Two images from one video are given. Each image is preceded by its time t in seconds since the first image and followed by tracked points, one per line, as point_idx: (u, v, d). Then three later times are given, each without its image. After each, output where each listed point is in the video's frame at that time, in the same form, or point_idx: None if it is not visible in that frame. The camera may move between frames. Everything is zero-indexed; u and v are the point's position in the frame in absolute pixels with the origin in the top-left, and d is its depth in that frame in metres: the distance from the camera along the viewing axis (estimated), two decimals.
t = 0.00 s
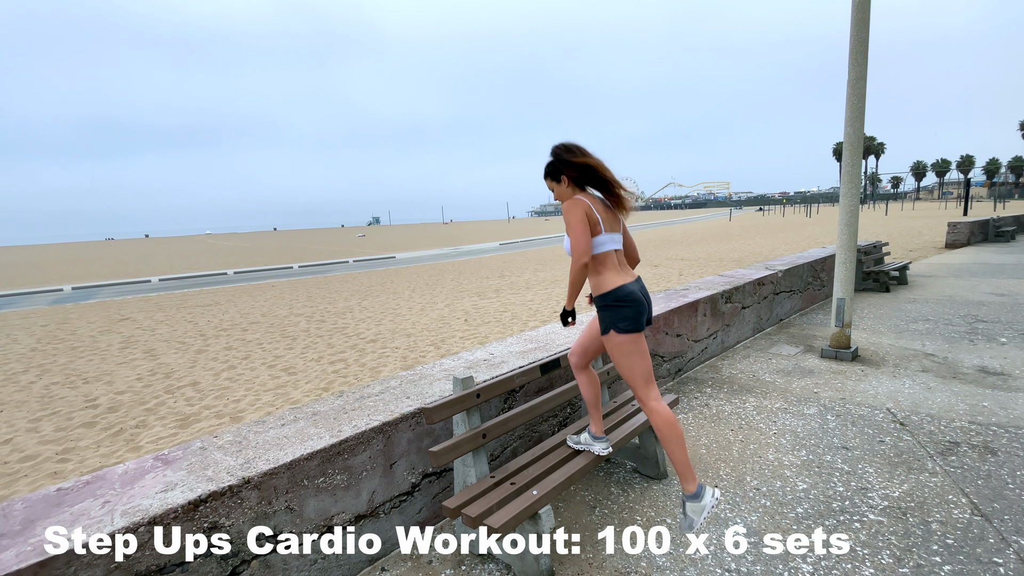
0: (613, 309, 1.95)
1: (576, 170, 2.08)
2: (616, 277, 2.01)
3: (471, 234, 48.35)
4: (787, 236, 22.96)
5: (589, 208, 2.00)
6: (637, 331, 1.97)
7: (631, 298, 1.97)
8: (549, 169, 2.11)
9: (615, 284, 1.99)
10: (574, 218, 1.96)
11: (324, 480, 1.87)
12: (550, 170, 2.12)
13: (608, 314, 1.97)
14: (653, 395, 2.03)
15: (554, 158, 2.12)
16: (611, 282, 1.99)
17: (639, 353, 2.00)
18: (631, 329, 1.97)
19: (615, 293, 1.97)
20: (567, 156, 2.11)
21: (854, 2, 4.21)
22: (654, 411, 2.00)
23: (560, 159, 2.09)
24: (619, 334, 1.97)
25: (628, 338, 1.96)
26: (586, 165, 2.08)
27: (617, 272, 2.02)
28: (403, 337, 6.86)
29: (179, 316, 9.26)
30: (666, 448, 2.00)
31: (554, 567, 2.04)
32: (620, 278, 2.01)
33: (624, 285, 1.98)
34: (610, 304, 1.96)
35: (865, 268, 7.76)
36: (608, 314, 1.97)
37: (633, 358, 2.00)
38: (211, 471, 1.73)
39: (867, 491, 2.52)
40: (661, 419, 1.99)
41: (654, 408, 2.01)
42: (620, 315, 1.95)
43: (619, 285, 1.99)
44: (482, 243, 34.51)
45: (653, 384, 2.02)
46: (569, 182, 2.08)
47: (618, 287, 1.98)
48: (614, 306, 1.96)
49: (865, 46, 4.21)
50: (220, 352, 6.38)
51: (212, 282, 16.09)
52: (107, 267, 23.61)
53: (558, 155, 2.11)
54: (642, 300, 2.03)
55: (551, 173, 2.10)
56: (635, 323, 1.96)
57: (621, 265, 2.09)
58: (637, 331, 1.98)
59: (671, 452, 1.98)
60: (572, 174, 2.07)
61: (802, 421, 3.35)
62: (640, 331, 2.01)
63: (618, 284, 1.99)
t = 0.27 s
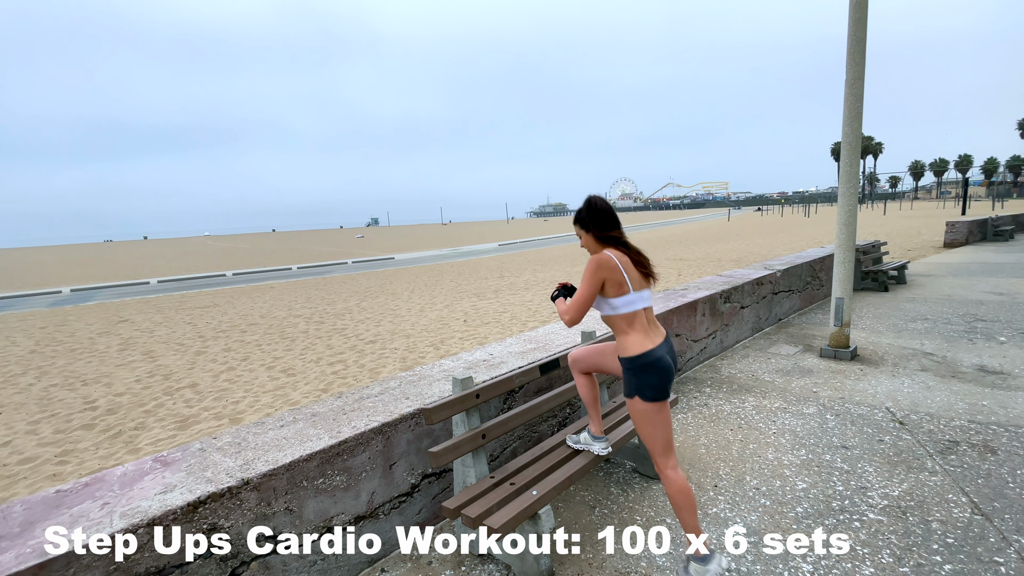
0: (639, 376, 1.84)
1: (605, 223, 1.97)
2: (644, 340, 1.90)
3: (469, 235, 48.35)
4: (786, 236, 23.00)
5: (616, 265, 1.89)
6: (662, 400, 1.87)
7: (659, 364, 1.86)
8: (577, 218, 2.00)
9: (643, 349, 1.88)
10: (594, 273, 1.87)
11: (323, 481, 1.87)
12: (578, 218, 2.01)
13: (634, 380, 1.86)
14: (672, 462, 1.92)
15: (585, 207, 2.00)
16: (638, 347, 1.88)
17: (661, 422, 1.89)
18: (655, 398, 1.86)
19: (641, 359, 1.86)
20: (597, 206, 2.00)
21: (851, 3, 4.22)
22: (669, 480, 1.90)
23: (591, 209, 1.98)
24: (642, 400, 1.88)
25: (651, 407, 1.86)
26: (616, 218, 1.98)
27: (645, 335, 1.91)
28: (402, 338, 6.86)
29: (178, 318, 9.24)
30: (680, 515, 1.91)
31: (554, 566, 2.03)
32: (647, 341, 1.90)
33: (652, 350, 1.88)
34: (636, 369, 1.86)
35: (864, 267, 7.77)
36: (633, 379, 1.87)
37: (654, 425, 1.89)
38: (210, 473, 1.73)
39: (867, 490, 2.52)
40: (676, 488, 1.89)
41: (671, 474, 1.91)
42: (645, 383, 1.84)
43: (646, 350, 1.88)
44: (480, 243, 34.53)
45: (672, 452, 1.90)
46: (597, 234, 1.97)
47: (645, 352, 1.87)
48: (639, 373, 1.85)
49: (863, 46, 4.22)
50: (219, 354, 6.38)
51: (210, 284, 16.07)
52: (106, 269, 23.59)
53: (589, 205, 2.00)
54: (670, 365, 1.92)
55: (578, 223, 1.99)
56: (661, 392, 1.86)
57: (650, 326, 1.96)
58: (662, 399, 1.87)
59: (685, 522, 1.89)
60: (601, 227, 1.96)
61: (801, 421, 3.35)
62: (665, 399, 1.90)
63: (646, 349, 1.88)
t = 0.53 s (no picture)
0: (654, 389, 1.84)
1: (632, 230, 1.95)
2: (661, 354, 1.90)
3: (467, 236, 48.33)
4: (784, 236, 23.04)
5: (640, 273, 1.88)
6: (673, 415, 1.87)
7: (674, 379, 1.86)
8: (602, 221, 1.98)
9: (660, 363, 1.88)
10: (617, 279, 1.85)
11: (321, 482, 1.87)
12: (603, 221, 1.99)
13: (648, 393, 1.86)
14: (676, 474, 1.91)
15: (612, 211, 1.98)
16: (655, 360, 1.88)
17: (670, 436, 1.89)
18: (667, 411, 1.87)
19: (658, 373, 1.86)
20: (624, 212, 1.98)
21: (847, 3, 4.24)
22: (676, 490, 1.90)
23: (618, 215, 1.96)
24: (654, 413, 1.87)
25: (662, 421, 1.86)
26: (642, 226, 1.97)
27: (663, 348, 1.91)
28: (400, 339, 6.86)
29: (175, 319, 9.21)
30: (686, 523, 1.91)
31: (552, 566, 2.03)
32: (664, 355, 1.90)
33: (669, 366, 1.87)
34: (652, 383, 1.85)
35: (861, 267, 7.80)
36: (648, 392, 1.86)
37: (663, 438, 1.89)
38: (208, 474, 1.72)
39: (864, 489, 2.53)
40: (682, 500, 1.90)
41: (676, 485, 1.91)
42: (659, 397, 1.85)
43: (663, 365, 1.88)
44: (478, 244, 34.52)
45: (678, 464, 1.90)
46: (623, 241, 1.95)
47: (662, 367, 1.87)
48: (655, 386, 1.85)
49: (859, 46, 4.23)
50: (216, 355, 6.36)
51: (207, 285, 16.03)
52: (102, 270, 23.50)
53: (616, 210, 1.98)
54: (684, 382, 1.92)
55: (602, 225, 1.97)
56: (673, 406, 1.87)
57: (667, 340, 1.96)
58: (673, 413, 1.88)
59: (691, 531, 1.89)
60: (627, 233, 1.95)
61: (798, 420, 3.37)
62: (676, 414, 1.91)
63: (663, 363, 1.88)
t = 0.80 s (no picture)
0: (642, 400, 1.83)
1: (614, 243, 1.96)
2: (653, 365, 1.87)
3: (466, 236, 48.34)
4: (781, 235, 23.10)
5: (622, 286, 1.89)
6: (661, 423, 1.87)
7: (664, 389, 1.85)
8: (585, 235, 1.99)
9: (651, 373, 1.85)
10: (600, 296, 1.88)
11: (320, 483, 1.87)
12: (587, 235, 2.00)
13: (637, 403, 1.85)
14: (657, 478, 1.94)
15: (594, 225, 1.99)
16: (646, 371, 1.85)
17: (653, 443, 1.89)
18: (655, 420, 1.86)
19: (647, 384, 1.85)
20: (607, 225, 2.00)
21: (843, 4, 4.26)
22: (657, 493, 1.93)
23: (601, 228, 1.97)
24: (641, 421, 1.87)
25: (648, 429, 1.86)
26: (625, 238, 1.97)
27: (654, 358, 1.89)
28: (399, 339, 6.86)
29: (174, 320, 9.20)
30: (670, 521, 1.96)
31: (551, 565, 2.04)
32: (656, 365, 1.88)
33: (661, 377, 1.85)
34: (642, 393, 1.84)
35: (858, 266, 7.83)
36: (636, 403, 1.85)
37: (648, 444, 1.90)
38: (206, 475, 1.73)
39: (861, 487, 2.54)
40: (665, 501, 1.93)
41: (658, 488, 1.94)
42: (647, 407, 1.84)
43: (653, 375, 1.86)
44: (476, 244, 34.53)
45: (659, 469, 1.93)
46: (606, 253, 1.96)
47: (653, 377, 1.85)
48: (644, 397, 1.84)
49: (855, 46, 4.25)
50: (214, 356, 6.36)
51: (205, 286, 16.01)
52: (100, 272, 23.44)
53: (598, 223, 1.99)
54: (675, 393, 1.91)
55: (585, 239, 1.97)
56: (661, 415, 1.86)
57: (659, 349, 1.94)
58: (661, 421, 1.88)
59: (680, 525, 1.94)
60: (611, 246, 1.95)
61: (796, 419, 3.38)
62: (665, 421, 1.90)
63: (654, 373, 1.85)
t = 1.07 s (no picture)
0: (604, 329, 1.95)
1: (567, 191, 2.09)
2: (606, 295, 2.01)
3: (465, 236, 48.33)
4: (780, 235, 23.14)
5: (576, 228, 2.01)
6: (630, 352, 1.98)
7: (624, 317, 1.98)
8: (541, 186, 2.11)
9: (608, 303, 1.99)
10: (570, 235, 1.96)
11: (319, 483, 1.88)
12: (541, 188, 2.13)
13: (601, 334, 1.97)
14: (640, 416, 2.06)
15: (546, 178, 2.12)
16: (603, 300, 1.99)
17: (632, 375, 2.01)
18: (622, 351, 1.97)
19: (605, 313, 1.98)
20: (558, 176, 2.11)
21: (840, 4, 4.27)
22: (637, 432, 2.05)
23: (553, 178, 2.09)
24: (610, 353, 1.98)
25: (620, 359, 1.98)
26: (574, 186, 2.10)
27: (608, 290, 2.02)
28: (397, 340, 6.86)
29: (172, 321, 9.19)
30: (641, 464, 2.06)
31: (550, 565, 2.05)
32: (612, 296, 2.02)
33: (616, 303, 1.99)
34: (601, 324, 1.97)
35: (856, 266, 7.84)
36: (598, 334, 1.98)
37: (625, 378, 2.01)
38: (205, 475, 1.73)
39: (858, 486, 2.55)
40: (641, 439, 2.04)
41: (639, 426, 2.05)
42: (613, 336, 1.96)
43: (610, 303, 2.00)
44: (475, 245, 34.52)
45: (641, 404, 2.05)
46: (559, 203, 2.08)
47: (610, 306, 1.99)
48: (606, 326, 1.97)
49: (852, 46, 4.27)
50: (213, 357, 6.36)
51: (204, 287, 15.99)
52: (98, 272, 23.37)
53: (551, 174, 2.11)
54: (636, 319, 2.03)
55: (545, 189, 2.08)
56: (628, 344, 1.97)
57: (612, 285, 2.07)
58: (630, 352, 1.99)
59: (643, 467, 2.05)
60: (563, 194, 2.08)
61: (794, 418, 3.39)
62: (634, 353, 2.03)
63: (609, 303, 1.99)
